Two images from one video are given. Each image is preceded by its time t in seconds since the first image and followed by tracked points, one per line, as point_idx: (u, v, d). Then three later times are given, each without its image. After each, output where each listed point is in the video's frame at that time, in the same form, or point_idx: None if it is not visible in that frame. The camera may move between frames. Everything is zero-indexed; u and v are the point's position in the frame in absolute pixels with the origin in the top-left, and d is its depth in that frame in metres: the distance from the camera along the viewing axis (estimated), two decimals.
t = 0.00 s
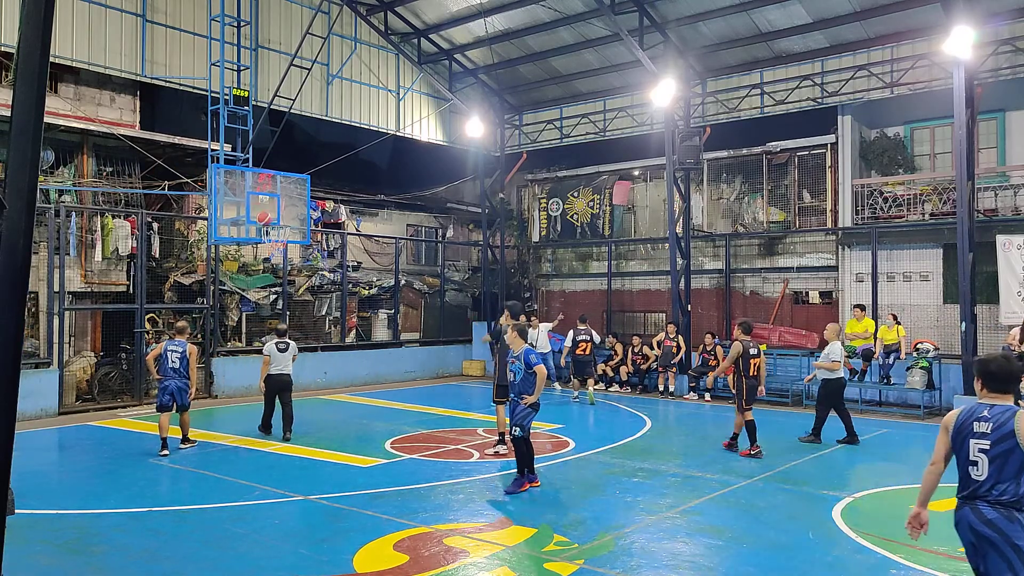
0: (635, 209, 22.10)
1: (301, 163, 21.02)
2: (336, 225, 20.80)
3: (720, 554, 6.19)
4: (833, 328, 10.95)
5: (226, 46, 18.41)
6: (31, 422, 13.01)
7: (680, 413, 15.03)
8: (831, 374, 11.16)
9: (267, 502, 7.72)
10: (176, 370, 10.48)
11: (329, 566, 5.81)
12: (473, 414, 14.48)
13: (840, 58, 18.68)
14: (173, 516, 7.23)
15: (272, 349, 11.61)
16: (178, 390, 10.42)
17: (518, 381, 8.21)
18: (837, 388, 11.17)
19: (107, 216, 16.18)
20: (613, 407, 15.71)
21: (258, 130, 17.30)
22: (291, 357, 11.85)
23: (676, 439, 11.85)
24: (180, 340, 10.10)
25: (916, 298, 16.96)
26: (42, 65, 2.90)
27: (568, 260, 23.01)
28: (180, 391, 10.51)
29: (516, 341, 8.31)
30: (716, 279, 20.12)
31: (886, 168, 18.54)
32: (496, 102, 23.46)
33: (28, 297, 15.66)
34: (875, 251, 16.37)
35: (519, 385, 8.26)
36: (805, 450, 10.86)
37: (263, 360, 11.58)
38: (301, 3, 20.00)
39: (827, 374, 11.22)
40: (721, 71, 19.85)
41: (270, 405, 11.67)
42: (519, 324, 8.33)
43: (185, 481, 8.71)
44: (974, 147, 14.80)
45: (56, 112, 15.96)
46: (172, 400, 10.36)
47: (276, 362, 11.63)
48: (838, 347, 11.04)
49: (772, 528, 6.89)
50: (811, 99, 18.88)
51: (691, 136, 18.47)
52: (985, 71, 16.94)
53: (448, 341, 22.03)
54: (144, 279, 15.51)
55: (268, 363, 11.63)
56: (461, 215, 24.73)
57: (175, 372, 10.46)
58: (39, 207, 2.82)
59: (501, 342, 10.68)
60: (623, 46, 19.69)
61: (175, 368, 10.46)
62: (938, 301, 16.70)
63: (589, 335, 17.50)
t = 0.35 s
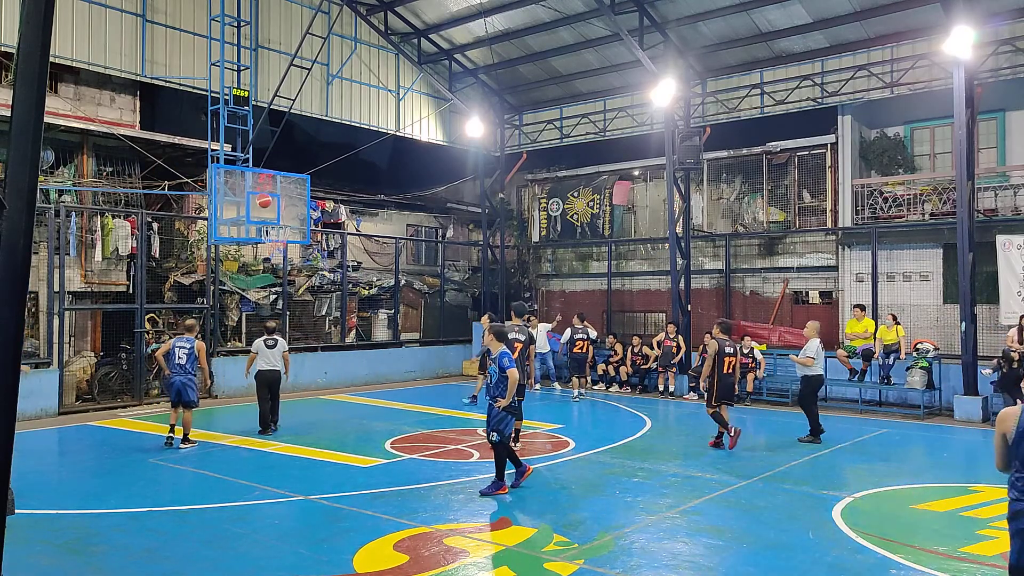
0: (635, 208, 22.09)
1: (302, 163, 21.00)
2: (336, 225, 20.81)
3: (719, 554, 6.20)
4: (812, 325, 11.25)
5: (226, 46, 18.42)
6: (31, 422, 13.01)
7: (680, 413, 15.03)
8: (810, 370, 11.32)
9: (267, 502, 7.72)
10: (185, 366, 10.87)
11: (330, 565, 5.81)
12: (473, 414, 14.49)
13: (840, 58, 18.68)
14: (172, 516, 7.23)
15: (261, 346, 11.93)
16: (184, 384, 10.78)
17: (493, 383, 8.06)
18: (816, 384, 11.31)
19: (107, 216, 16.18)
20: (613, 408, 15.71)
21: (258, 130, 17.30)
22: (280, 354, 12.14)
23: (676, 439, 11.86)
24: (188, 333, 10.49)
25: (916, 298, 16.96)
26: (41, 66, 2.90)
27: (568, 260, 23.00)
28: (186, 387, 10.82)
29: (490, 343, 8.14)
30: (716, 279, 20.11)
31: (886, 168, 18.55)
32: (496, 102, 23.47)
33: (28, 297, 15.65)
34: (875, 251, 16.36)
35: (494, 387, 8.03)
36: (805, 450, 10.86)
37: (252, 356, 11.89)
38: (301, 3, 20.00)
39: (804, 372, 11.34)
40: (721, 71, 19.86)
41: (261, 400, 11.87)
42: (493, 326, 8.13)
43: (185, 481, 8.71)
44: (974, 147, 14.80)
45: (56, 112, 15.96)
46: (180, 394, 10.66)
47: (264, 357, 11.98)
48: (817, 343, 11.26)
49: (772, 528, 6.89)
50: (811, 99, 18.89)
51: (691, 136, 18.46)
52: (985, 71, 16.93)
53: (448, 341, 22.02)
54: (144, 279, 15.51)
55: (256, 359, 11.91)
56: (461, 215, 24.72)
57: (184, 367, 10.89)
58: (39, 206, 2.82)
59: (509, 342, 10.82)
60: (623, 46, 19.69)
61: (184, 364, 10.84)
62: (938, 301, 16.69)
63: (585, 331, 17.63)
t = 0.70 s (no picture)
0: (635, 208, 22.08)
1: (302, 163, 21.00)
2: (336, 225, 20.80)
3: (719, 554, 6.20)
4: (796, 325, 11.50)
5: (226, 46, 18.42)
6: (32, 423, 13.01)
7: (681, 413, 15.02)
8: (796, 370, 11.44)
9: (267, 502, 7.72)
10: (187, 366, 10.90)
11: (330, 566, 5.81)
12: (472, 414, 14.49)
13: (840, 58, 18.68)
14: (172, 516, 7.22)
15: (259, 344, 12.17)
16: (183, 384, 10.75)
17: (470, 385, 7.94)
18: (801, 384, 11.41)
19: (107, 216, 16.18)
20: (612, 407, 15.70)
21: (258, 130, 17.29)
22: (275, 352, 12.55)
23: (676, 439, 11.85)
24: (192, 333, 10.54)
25: (916, 298, 16.96)
26: (41, 67, 2.89)
27: (568, 260, 23.01)
28: (187, 387, 10.78)
29: (470, 343, 8.04)
30: (716, 279, 20.11)
31: (886, 168, 18.55)
32: (496, 102, 23.47)
33: (28, 297, 15.65)
34: (875, 251, 16.36)
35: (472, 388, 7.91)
36: (805, 450, 10.86)
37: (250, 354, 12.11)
38: (301, 3, 20.00)
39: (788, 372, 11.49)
40: (721, 71, 19.87)
41: (255, 397, 12.20)
42: (472, 325, 8.03)
43: (185, 480, 8.72)
44: (974, 147, 14.80)
45: (56, 112, 15.95)
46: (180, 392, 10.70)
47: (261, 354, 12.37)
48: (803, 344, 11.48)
49: (772, 528, 6.89)
50: (811, 99, 18.90)
51: (691, 136, 18.45)
52: (985, 71, 16.94)
53: (448, 341, 22.03)
54: (144, 279, 15.51)
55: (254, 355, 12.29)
56: (461, 215, 24.70)
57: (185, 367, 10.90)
58: (38, 205, 2.80)
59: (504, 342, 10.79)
60: (623, 46, 19.69)
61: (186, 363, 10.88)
62: (938, 301, 16.69)
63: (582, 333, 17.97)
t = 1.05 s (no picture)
0: (635, 208, 22.08)
1: (302, 163, 21.13)
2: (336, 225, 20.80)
3: (719, 554, 6.19)
4: (783, 325, 11.85)
5: (226, 46, 18.42)
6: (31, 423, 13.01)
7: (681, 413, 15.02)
8: (784, 369, 11.83)
9: (267, 502, 7.72)
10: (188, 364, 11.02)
11: (330, 565, 5.81)
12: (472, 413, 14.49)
13: (840, 58, 18.69)
14: (172, 516, 7.22)
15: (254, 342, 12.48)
16: (182, 382, 10.98)
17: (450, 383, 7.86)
18: (788, 382, 11.77)
19: (107, 216, 16.17)
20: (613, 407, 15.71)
21: (258, 130, 17.29)
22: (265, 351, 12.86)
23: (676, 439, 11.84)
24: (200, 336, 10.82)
25: (916, 298, 16.96)
26: (42, 67, 2.89)
27: (568, 260, 23.01)
28: (184, 384, 10.98)
29: (452, 341, 7.96)
30: (716, 279, 20.10)
31: (886, 168, 18.56)
32: (496, 102, 23.47)
33: (28, 297, 15.65)
34: (875, 251, 16.35)
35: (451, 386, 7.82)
36: (805, 450, 10.86)
37: (245, 352, 12.37)
38: (301, 3, 20.00)
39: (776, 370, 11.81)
40: (721, 71, 19.87)
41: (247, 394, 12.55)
42: (454, 324, 7.93)
43: (185, 481, 8.71)
44: (974, 147, 14.79)
45: (56, 112, 15.95)
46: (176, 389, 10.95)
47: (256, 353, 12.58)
48: (791, 345, 11.99)
49: (773, 528, 6.89)
50: (811, 99, 18.90)
51: (691, 136, 18.45)
52: (985, 71, 16.93)
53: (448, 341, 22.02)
54: (144, 279, 15.51)
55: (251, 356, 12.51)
56: (461, 215, 24.70)
57: (183, 364, 11.14)
58: (39, 205, 2.80)
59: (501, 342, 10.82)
60: (623, 46, 19.69)
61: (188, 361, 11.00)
62: (938, 301, 16.69)
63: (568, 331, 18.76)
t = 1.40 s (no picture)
0: (635, 208, 22.08)
1: (302, 163, 21.02)
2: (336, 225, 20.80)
3: (719, 554, 6.20)
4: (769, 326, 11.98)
5: (226, 46, 18.43)
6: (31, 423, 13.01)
7: (681, 413, 15.03)
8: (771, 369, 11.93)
9: (267, 502, 7.72)
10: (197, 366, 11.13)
11: (330, 566, 5.81)
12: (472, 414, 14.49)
13: (840, 58, 18.69)
14: (172, 516, 7.22)
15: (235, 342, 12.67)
16: (186, 382, 11.06)
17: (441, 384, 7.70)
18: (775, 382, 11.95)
19: (107, 216, 16.17)
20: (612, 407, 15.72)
21: (258, 130, 17.29)
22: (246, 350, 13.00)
23: (676, 439, 11.84)
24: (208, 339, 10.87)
25: (916, 298, 16.96)
26: (41, 67, 2.90)
27: (568, 260, 23.01)
28: (189, 385, 11.08)
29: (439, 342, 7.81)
30: (716, 279, 20.10)
31: (886, 168, 18.56)
32: (496, 102, 23.47)
33: (28, 297, 15.65)
34: (875, 251, 16.34)
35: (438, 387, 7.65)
36: (805, 450, 10.86)
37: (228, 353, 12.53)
38: (301, 3, 20.00)
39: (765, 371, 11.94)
40: (721, 71, 19.87)
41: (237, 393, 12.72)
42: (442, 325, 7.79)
43: (184, 481, 8.71)
44: (974, 147, 14.79)
45: (56, 112, 15.94)
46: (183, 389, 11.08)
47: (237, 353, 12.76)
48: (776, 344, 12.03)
49: (773, 528, 6.89)
50: (811, 99, 18.91)
51: (691, 136, 18.41)
52: (985, 71, 16.93)
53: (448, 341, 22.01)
54: (144, 279, 15.51)
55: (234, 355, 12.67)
56: (461, 215, 24.70)
57: (190, 365, 11.24)
58: (39, 205, 2.80)
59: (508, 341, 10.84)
60: (623, 46, 19.70)
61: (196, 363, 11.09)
62: (938, 301, 16.69)
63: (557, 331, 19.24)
